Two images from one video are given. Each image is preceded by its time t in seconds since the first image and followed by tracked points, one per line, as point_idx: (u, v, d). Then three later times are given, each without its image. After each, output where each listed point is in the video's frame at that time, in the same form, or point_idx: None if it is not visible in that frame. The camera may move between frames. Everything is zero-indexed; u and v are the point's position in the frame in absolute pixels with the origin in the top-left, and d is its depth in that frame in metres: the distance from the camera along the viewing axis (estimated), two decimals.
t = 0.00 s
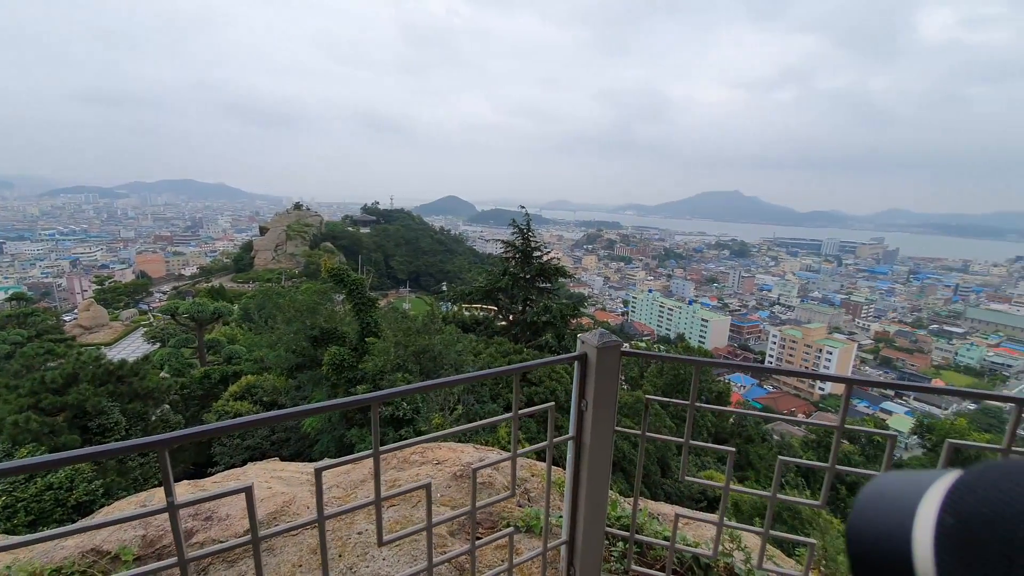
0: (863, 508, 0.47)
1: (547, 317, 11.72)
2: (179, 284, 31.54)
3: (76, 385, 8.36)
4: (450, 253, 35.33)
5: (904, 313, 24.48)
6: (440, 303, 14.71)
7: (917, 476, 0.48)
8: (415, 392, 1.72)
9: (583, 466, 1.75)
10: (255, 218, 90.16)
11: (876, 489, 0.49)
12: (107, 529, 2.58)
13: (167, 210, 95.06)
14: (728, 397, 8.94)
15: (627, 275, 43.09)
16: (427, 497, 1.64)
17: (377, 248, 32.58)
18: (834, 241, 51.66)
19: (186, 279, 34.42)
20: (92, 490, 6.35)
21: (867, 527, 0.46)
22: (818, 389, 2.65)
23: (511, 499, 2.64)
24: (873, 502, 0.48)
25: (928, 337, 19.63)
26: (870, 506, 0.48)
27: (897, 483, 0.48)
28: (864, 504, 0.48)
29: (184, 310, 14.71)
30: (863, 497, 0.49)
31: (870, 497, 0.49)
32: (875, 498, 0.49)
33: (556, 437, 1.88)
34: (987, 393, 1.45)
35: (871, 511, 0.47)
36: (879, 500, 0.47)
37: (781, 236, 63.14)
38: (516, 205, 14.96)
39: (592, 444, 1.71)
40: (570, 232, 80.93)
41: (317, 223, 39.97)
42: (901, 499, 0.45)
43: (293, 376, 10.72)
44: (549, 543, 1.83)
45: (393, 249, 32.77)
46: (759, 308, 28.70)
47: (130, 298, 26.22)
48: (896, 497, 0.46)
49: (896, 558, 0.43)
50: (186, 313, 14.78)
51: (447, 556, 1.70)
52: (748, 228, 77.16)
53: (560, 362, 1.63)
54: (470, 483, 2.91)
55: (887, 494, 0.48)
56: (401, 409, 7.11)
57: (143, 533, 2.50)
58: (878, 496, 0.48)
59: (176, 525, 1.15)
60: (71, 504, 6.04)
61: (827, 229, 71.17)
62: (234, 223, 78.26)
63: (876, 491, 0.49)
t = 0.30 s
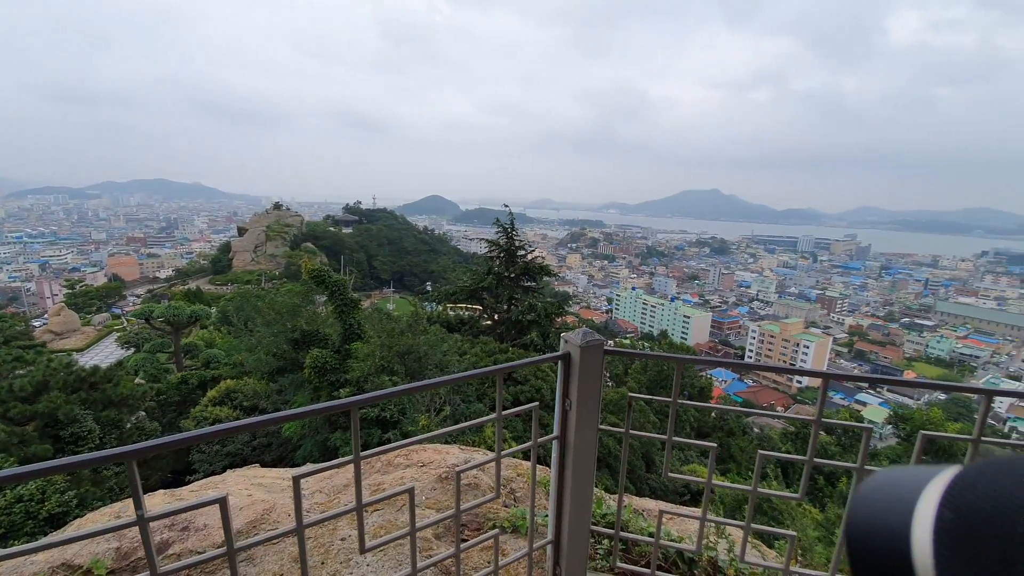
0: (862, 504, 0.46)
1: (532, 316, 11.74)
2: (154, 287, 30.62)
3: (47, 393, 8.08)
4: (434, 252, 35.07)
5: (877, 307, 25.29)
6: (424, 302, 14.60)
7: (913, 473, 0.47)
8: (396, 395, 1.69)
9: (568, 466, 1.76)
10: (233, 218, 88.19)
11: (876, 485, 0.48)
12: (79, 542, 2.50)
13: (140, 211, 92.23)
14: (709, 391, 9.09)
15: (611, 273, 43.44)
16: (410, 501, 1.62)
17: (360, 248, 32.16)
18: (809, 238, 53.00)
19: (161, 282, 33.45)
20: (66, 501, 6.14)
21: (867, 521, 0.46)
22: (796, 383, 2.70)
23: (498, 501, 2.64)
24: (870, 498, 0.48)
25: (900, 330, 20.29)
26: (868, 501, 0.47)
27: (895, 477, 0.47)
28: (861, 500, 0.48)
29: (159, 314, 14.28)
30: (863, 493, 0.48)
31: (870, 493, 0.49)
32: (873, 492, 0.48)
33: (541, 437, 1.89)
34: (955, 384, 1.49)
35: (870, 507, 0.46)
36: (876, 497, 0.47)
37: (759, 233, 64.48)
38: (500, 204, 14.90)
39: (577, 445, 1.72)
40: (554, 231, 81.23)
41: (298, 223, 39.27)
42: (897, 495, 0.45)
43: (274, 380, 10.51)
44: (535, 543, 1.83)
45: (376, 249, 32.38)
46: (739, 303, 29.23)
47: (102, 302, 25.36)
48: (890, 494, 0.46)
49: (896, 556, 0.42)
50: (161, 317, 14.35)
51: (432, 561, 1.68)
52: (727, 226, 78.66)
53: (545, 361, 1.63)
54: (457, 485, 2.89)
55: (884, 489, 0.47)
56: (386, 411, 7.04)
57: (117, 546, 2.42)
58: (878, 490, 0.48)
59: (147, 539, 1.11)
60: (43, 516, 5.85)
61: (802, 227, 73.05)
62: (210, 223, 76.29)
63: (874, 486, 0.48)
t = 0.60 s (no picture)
0: (861, 502, 0.47)
1: (519, 315, 11.76)
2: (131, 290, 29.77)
3: (19, 401, 7.79)
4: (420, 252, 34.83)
5: (854, 303, 25.97)
6: (410, 302, 14.49)
7: (912, 472, 0.48)
8: (381, 398, 1.67)
9: (554, 466, 1.77)
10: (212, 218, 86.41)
11: (874, 484, 0.49)
12: (51, 556, 2.42)
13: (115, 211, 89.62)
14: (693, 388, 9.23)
15: (597, 272, 43.71)
16: (394, 506, 1.60)
17: (345, 249, 31.76)
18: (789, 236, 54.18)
19: (137, 284, 32.55)
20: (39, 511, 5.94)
21: (866, 523, 0.46)
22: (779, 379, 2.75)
23: (484, 502, 2.63)
24: (872, 497, 0.48)
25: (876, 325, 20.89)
26: (867, 502, 0.48)
27: (896, 476, 0.48)
28: (867, 500, 0.48)
29: (136, 317, 13.89)
30: (863, 492, 0.48)
31: (868, 491, 0.49)
32: (873, 492, 0.49)
33: (527, 437, 1.89)
34: (932, 378, 1.53)
35: (874, 505, 0.47)
36: (880, 495, 0.47)
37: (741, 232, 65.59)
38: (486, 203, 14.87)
39: (563, 444, 1.73)
40: (540, 230, 81.42)
41: (280, 223, 38.59)
42: (895, 494, 0.46)
43: (256, 384, 10.33)
44: (522, 544, 1.83)
45: (361, 249, 32.01)
46: (722, 301, 29.69)
47: (76, 305, 24.56)
48: (893, 493, 0.46)
49: (897, 554, 0.42)
50: (137, 320, 13.95)
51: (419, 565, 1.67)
52: (709, 225, 79.88)
53: (530, 361, 1.63)
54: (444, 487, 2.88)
55: (891, 487, 0.47)
56: (373, 413, 6.97)
57: (91, 557, 2.35)
58: (880, 489, 0.48)
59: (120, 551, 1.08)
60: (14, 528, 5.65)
61: (782, 225, 74.60)
62: (188, 223, 74.42)
63: (875, 486, 0.49)
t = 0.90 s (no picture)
0: (864, 500, 0.47)
1: (504, 315, 11.78)
2: (103, 293, 28.76)
3: None
4: (404, 252, 34.54)
5: (830, 298, 26.69)
6: (394, 303, 14.35)
7: (913, 470, 0.49)
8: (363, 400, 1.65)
9: (537, 465, 1.78)
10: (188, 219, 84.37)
11: (875, 482, 0.50)
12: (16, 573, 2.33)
13: (86, 212, 86.67)
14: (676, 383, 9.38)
15: (581, 270, 44.01)
16: (376, 510, 1.58)
17: (327, 250, 31.29)
18: (767, 234, 55.36)
19: (110, 288, 31.50)
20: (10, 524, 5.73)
21: (866, 521, 0.47)
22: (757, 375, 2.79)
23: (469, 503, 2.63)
24: (870, 495, 0.49)
25: (851, 320, 21.53)
26: (868, 501, 0.48)
27: (897, 474, 0.49)
28: (865, 498, 0.49)
29: (109, 322, 13.44)
30: (860, 493, 0.49)
31: (867, 491, 0.50)
32: (871, 490, 0.49)
33: (510, 438, 1.89)
34: (906, 372, 1.58)
35: (873, 504, 0.47)
36: (877, 493, 0.48)
37: (721, 230, 66.87)
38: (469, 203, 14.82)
39: (546, 444, 1.73)
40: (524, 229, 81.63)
41: (259, 224, 37.82)
42: (896, 493, 0.46)
43: (235, 389, 10.11)
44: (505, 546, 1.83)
45: (344, 250, 31.59)
46: (704, 298, 30.18)
47: (46, 310, 23.65)
48: (896, 492, 0.47)
49: (894, 554, 0.43)
50: (111, 324, 13.51)
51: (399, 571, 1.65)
52: (690, 224, 81.20)
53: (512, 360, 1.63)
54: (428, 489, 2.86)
55: (891, 487, 0.48)
56: (357, 416, 6.88)
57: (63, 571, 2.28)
58: (883, 485, 0.49)
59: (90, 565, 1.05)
60: None
61: (761, 223, 76.25)
62: (163, 224, 72.30)
63: (874, 484, 0.50)
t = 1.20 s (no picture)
0: (858, 496, 0.43)
1: (487, 314, 11.75)
2: (70, 298, 27.66)
3: None
4: (386, 253, 34.16)
5: (804, 294, 27.46)
6: (375, 304, 14.17)
7: (909, 466, 0.45)
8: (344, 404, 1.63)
9: (518, 465, 1.78)
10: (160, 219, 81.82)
11: (872, 480, 0.45)
12: None
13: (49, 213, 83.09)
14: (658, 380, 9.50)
15: (564, 269, 44.24)
16: (355, 516, 1.56)
17: (306, 250, 30.73)
18: (744, 232, 56.63)
19: (78, 291, 30.33)
20: None
21: (866, 517, 0.42)
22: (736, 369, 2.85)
23: (452, 505, 2.63)
24: (873, 491, 0.44)
25: (824, 315, 22.19)
26: (867, 496, 0.44)
27: (895, 473, 0.44)
28: (861, 495, 0.44)
29: (78, 328, 12.94)
30: (863, 490, 0.44)
31: (867, 489, 0.45)
32: (872, 488, 0.45)
33: (491, 438, 1.89)
34: (876, 364, 1.62)
35: (873, 503, 0.43)
36: (876, 492, 0.44)
37: (700, 228, 68.11)
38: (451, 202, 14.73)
39: (526, 442, 1.74)
40: (507, 229, 81.67)
41: (236, 224, 36.92)
42: (898, 496, 0.41)
43: (211, 394, 9.85)
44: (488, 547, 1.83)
45: (323, 250, 31.06)
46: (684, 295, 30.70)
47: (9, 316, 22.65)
48: (894, 491, 0.42)
49: (892, 556, 0.39)
50: (80, 330, 13.01)
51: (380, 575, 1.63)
52: (670, 222, 82.51)
53: (492, 360, 1.63)
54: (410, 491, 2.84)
55: (888, 484, 0.44)
56: (339, 420, 6.80)
57: None
58: (879, 484, 0.45)
59: None
60: None
61: (738, 221, 77.94)
62: (133, 225, 69.82)
63: (871, 483, 0.45)
